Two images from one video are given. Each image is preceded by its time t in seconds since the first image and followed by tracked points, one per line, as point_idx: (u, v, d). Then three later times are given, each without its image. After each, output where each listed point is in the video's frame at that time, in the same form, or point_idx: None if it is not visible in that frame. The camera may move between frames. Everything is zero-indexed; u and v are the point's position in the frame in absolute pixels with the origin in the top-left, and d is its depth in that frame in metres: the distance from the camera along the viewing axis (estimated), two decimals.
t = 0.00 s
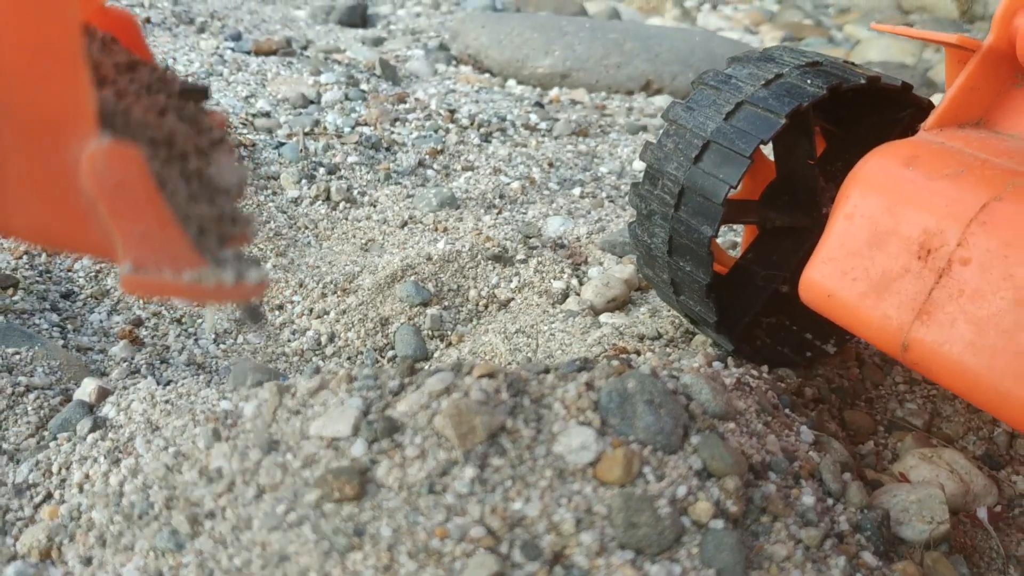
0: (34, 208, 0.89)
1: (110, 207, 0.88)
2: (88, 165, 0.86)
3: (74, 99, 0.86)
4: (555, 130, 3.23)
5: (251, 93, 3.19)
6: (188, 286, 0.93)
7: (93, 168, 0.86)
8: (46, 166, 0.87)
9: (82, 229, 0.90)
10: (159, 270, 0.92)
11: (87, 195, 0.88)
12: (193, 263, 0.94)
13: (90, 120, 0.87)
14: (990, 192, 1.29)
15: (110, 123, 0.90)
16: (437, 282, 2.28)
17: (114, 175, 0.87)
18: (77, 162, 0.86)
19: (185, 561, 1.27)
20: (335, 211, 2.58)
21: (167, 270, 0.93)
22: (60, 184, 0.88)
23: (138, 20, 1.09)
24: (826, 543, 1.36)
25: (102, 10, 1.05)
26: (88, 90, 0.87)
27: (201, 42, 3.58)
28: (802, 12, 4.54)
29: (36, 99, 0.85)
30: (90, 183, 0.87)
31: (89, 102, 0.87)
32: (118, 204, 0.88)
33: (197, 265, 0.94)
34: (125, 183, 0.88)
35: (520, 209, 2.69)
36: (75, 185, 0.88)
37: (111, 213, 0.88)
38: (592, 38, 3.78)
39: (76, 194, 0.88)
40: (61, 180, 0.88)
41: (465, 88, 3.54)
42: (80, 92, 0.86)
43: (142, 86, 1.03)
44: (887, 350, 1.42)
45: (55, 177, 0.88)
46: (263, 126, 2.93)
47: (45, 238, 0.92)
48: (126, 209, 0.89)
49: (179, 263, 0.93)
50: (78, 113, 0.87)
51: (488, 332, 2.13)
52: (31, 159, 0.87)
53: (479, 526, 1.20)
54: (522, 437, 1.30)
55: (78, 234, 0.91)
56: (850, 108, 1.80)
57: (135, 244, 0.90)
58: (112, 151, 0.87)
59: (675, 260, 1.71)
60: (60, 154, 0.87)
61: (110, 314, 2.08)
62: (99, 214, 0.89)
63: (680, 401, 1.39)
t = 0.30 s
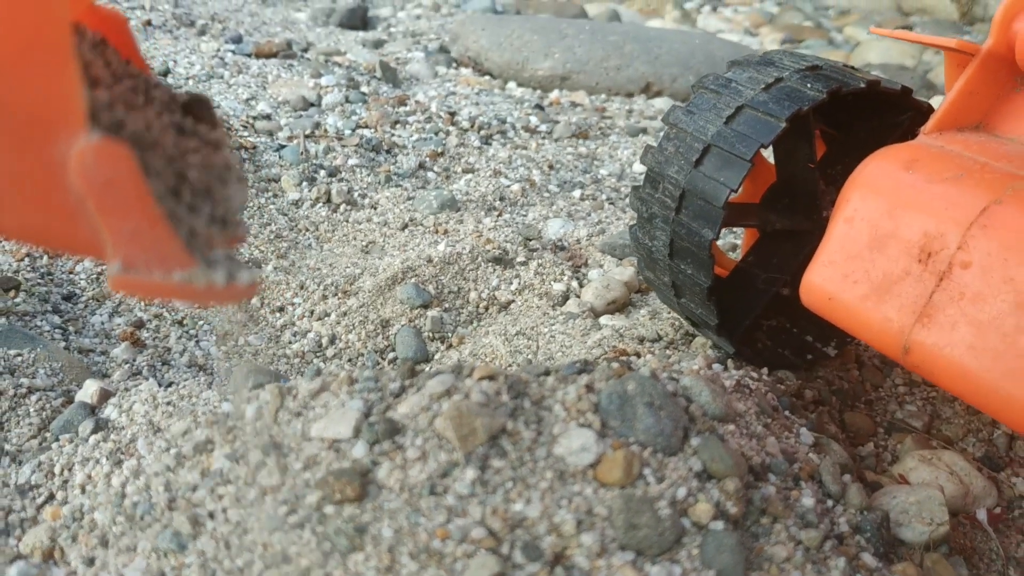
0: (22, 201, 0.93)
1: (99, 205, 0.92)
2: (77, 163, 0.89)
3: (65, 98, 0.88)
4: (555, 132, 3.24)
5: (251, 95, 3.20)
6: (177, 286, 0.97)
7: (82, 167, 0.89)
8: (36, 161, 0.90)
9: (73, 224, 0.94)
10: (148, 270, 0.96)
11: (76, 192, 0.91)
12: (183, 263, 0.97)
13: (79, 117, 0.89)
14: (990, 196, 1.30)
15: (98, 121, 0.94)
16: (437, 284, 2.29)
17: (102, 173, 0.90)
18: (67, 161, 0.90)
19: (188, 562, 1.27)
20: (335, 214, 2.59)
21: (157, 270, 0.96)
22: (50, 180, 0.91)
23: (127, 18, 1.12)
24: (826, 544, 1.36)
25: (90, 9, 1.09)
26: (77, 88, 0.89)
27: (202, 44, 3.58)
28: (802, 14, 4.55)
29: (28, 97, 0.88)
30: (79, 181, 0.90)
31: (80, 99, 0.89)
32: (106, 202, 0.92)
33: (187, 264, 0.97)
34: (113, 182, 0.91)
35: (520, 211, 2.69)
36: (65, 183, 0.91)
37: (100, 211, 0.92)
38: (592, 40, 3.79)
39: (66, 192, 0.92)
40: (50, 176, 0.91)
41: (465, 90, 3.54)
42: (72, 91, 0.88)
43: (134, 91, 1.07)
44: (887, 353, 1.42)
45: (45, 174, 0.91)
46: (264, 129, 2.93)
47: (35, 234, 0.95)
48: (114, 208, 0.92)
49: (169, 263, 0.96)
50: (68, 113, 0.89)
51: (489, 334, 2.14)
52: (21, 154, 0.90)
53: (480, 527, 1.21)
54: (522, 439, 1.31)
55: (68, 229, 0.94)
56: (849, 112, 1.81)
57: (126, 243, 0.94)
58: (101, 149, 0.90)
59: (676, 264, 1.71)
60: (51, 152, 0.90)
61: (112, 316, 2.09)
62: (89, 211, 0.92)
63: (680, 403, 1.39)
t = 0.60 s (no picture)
0: (51, 178, 1.03)
1: (115, 180, 0.99)
2: (95, 138, 0.98)
3: (84, 78, 0.99)
4: (558, 132, 3.25)
5: (256, 96, 3.22)
6: (193, 264, 1.00)
7: (100, 141, 0.97)
8: (62, 140, 1.00)
9: (95, 200, 1.03)
10: (164, 248, 1.01)
11: (95, 167, 1.00)
12: (197, 241, 1.01)
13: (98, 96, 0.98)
14: (996, 192, 1.31)
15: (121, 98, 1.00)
16: (442, 283, 2.30)
17: (119, 148, 0.97)
18: (86, 136, 0.99)
19: (198, 555, 1.28)
20: (340, 213, 2.60)
21: (173, 249, 1.00)
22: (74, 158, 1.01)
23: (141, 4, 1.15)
24: (831, 538, 1.37)
25: None
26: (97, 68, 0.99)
27: (206, 45, 3.60)
28: (804, 16, 4.56)
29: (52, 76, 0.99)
30: (98, 156, 0.98)
31: (98, 79, 0.99)
32: (120, 177, 0.98)
33: (201, 243, 1.00)
34: (127, 159, 0.98)
35: (524, 210, 2.70)
36: (86, 159, 1.00)
37: (117, 187, 0.99)
38: (595, 41, 3.80)
39: (87, 169, 1.01)
40: (74, 153, 1.01)
41: (467, 90, 3.56)
42: (90, 71, 0.99)
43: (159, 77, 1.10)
44: (895, 348, 1.43)
45: (68, 150, 1.01)
46: (268, 129, 2.95)
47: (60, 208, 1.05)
48: (129, 184, 0.99)
49: (184, 241, 1.00)
50: (87, 91, 0.99)
51: (493, 332, 2.15)
52: (49, 134, 1.01)
53: (489, 520, 1.22)
54: (530, 433, 1.32)
55: (91, 205, 1.03)
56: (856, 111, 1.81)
57: (143, 221, 1.00)
58: (117, 125, 0.97)
59: (683, 261, 1.72)
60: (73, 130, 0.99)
61: (119, 314, 2.10)
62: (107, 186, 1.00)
63: (687, 398, 1.40)
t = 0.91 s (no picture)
0: (52, 153, 1.00)
1: (133, 163, 1.00)
2: (112, 120, 0.97)
3: (99, 56, 0.96)
4: (561, 133, 3.26)
5: (259, 96, 3.23)
6: (205, 245, 1.04)
7: (118, 123, 0.97)
8: (70, 117, 0.98)
9: (100, 178, 1.02)
10: (177, 229, 1.04)
11: (109, 147, 0.99)
12: (209, 224, 1.06)
13: (114, 73, 0.96)
14: (1004, 190, 1.31)
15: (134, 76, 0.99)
16: (447, 282, 2.31)
17: (136, 125, 0.98)
18: (101, 116, 0.97)
19: (207, 550, 1.29)
20: (345, 213, 2.61)
21: (186, 230, 1.04)
22: (84, 135, 0.99)
23: None
24: (837, 534, 1.38)
25: None
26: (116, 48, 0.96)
27: (210, 46, 3.61)
28: (805, 17, 4.57)
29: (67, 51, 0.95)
30: (115, 137, 0.98)
31: (115, 58, 0.96)
32: (139, 159, 1.00)
33: (214, 226, 1.06)
34: (146, 142, 0.99)
35: (528, 210, 2.71)
36: (98, 139, 0.99)
37: (132, 167, 1.00)
38: (597, 42, 3.81)
39: (97, 147, 0.99)
40: (84, 131, 0.99)
41: (470, 91, 3.57)
42: (105, 48, 0.96)
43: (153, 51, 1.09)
44: (904, 345, 1.44)
45: (78, 129, 0.98)
46: (273, 129, 2.96)
47: (58, 185, 1.02)
48: (146, 165, 1.00)
49: (198, 223, 1.05)
50: (101, 70, 0.96)
51: (498, 331, 2.17)
52: (57, 108, 0.97)
53: (499, 515, 1.23)
54: (539, 429, 1.32)
55: (94, 184, 1.02)
56: (862, 112, 1.82)
57: (155, 201, 1.03)
58: (136, 107, 0.97)
59: (691, 260, 1.73)
60: (84, 108, 0.97)
61: (125, 312, 2.11)
62: (120, 167, 1.00)
63: (694, 395, 1.41)
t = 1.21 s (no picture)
0: (79, 144, 0.97)
1: (153, 150, 0.94)
2: (133, 105, 0.92)
3: (120, 39, 0.91)
4: (564, 132, 3.26)
5: (263, 96, 3.23)
6: (226, 236, 0.95)
7: (137, 109, 0.92)
8: (93, 104, 0.94)
9: (125, 167, 0.97)
10: (197, 218, 0.95)
11: (130, 134, 0.94)
12: (231, 213, 0.96)
13: (133, 58, 0.91)
14: (1012, 187, 1.32)
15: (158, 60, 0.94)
16: (452, 281, 2.31)
17: (156, 111, 0.92)
18: (122, 101, 0.92)
19: (217, 546, 1.29)
20: (349, 212, 2.61)
21: (207, 220, 0.95)
22: (108, 122, 0.95)
23: None
24: (844, 531, 1.39)
25: None
26: (135, 30, 0.90)
27: (214, 46, 3.62)
28: (806, 17, 4.58)
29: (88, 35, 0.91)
30: (135, 123, 0.92)
31: (134, 41, 0.91)
32: (159, 145, 0.93)
33: (236, 215, 0.96)
34: (166, 126, 0.93)
35: (532, 209, 2.72)
36: (120, 125, 0.94)
37: (152, 154, 0.94)
38: (600, 42, 3.82)
39: (119, 135, 0.95)
40: (107, 118, 0.94)
41: (473, 91, 3.57)
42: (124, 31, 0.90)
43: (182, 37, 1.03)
44: (911, 342, 1.45)
45: (101, 116, 0.94)
46: (277, 129, 2.96)
47: (87, 175, 0.98)
48: (166, 151, 0.93)
49: (219, 211, 0.95)
50: (123, 53, 0.91)
51: (504, 330, 2.18)
52: (79, 96, 0.94)
53: (508, 511, 1.24)
54: (547, 426, 1.33)
55: (121, 174, 0.97)
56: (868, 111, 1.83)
57: (176, 189, 0.95)
58: (155, 92, 0.91)
59: (698, 258, 1.74)
60: (107, 94, 0.93)
61: (132, 311, 2.12)
62: (143, 155, 0.95)
63: (701, 392, 1.42)
